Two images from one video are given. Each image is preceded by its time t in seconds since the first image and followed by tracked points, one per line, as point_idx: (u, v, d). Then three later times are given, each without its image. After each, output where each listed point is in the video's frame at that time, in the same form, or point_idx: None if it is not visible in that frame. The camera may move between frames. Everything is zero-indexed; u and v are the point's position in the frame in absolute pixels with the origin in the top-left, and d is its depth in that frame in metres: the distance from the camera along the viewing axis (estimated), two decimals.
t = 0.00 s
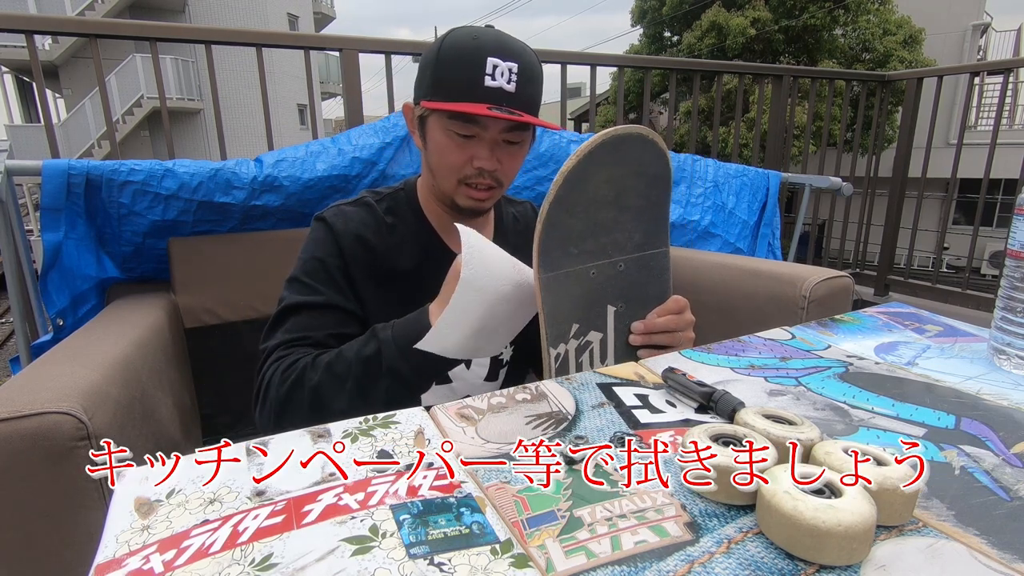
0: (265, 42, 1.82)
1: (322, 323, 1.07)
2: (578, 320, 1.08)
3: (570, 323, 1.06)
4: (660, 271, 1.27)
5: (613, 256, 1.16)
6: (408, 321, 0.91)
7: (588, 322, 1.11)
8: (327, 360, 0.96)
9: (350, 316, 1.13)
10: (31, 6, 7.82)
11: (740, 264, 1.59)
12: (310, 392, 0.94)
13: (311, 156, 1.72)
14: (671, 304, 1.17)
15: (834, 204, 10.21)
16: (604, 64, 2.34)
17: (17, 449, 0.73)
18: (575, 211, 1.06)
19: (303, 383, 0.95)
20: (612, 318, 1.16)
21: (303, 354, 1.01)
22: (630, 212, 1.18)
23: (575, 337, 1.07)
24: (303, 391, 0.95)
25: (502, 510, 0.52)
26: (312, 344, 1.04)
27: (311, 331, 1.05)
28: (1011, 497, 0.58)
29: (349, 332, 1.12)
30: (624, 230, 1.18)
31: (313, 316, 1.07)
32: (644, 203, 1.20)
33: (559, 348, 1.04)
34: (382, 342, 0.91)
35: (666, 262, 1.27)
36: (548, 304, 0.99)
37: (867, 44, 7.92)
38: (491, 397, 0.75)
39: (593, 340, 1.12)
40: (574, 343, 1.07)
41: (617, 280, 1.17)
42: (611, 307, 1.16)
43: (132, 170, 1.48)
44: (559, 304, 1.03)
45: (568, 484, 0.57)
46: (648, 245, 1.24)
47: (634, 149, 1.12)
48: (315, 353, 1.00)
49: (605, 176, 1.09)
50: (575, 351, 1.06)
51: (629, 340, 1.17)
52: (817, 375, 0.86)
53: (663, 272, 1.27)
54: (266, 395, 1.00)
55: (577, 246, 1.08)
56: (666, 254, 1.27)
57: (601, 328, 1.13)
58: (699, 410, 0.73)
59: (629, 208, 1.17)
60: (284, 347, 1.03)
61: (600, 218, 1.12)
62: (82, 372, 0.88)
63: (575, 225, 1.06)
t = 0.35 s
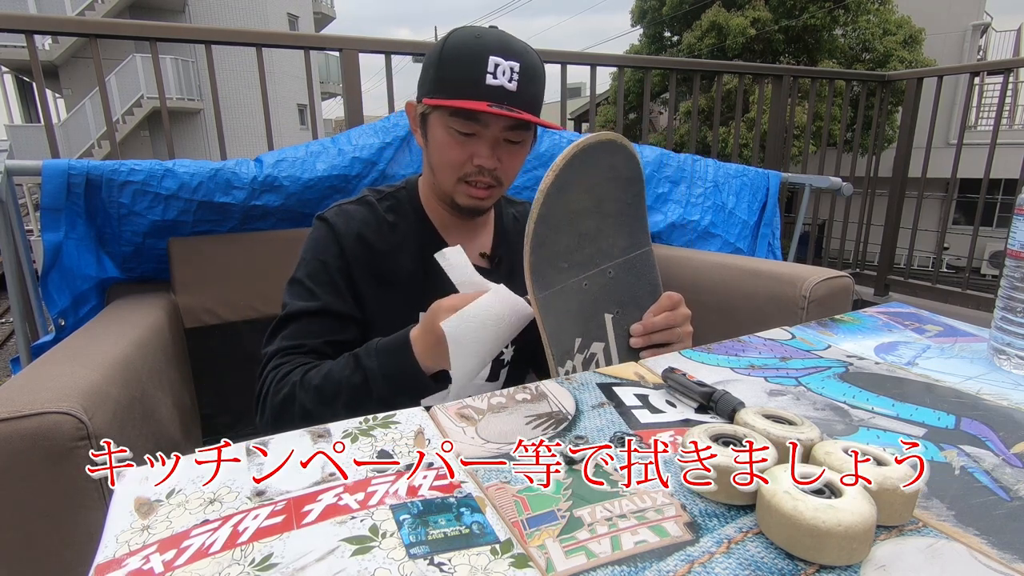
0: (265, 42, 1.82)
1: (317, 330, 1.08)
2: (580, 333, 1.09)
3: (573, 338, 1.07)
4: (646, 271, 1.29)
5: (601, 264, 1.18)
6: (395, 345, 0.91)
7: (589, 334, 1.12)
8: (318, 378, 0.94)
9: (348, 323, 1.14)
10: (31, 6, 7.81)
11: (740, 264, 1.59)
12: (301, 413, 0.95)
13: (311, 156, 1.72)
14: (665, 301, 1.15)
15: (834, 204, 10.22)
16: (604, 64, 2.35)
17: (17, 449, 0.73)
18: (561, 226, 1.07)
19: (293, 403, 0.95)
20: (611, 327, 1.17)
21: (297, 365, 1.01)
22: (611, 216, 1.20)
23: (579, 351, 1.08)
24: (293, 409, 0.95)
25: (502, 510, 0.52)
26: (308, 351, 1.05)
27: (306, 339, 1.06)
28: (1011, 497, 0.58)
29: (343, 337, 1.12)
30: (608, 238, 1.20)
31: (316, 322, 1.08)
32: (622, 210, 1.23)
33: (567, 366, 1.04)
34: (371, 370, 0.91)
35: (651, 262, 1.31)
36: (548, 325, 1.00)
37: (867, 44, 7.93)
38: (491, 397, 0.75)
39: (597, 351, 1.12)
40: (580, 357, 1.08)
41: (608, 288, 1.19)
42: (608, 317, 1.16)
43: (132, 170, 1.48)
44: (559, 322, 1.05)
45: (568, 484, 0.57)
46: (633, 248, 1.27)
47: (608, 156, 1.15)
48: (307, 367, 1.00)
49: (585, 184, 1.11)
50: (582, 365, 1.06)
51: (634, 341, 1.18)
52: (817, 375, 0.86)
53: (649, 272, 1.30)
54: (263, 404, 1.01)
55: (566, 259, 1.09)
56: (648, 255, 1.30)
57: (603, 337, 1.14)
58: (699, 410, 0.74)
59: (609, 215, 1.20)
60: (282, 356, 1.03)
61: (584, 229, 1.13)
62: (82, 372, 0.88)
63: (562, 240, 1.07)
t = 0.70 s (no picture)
0: (264, 42, 1.82)
1: (336, 353, 1.13)
2: (598, 324, 1.09)
3: (591, 328, 1.07)
4: (662, 266, 1.29)
5: (623, 257, 1.17)
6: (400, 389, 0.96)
7: (606, 325, 1.11)
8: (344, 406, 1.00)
9: (360, 338, 1.19)
10: (31, 6, 7.81)
11: (740, 264, 1.59)
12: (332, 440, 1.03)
13: (310, 156, 1.72)
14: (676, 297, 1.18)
15: (834, 204, 10.22)
16: (604, 64, 2.34)
17: (17, 449, 0.73)
18: (592, 214, 1.07)
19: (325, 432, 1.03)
20: (626, 319, 1.16)
21: (322, 391, 1.07)
22: (635, 210, 1.19)
23: (597, 341, 1.08)
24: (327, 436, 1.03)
25: (502, 510, 0.52)
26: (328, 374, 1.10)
27: (325, 363, 1.11)
28: (1011, 497, 0.58)
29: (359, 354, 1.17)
30: (631, 230, 1.19)
31: (328, 343, 1.13)
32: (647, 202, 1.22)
33: (584, 355, 1.04)
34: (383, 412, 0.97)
35: (668, 257, 1.31)
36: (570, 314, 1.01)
37: (867, 44, 7.94)
38: (491, 398, 0.75)
39: (612, 342, 1.12)
40: (596, 348, 1.08)
41: (628, 280, 1.19)
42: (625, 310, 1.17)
43: (132, 170, 1.48)
44: (579, 312, 1.04)
45: (569, 484, 0.57)
46: (651, 242, 1.26)
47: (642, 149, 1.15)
48: (331, 393, 1.06)
49: (614, 176, 1.10)
50: (598, 355, 1.07)
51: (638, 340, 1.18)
52: (817, 375, 0.86)
53: (665, 268, 1.30)
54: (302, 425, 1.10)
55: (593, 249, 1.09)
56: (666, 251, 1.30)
57: (618, 330, 1.13)
58: (699, 410, 0.74)
59: (635, 208, 1.19)
60: (309, 383, 1.09)
61: (611, 220, 1.13)
62: (82, 372, 0.88)
63: (591, 230, 1.07)
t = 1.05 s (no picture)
0: (264, 42, 1.82)
1: (339, 354, 1.14)
2: (611, 301, 1.10)
3: (605, 304, 1.08)
4: (679, 259, 1.28)
5: (644, 239, 1.18)
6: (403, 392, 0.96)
7: (619, 303, 1.12)
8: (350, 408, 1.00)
9: (363, 339, 1.19)
10: (31, 6, 7.80)
11: (740, 264, 1.59)
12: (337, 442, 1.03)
13: (311, 156, 1.72)
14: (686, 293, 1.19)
15: (834, 204, 10.23)
16: (604, 64, 2.35)
17: (17, 449, 0.73)
18: (625, 186, 1.09)
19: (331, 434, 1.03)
20: (638, 303, 1.17)
21: (325, 393, 1.07)
22: (663, 194, 1.20)
23: (608, 317, 1.09)
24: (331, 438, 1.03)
25: (502, 510, 0.52)
26: (331, 376, 1.10)
27: (330, 364, 1.12)
28: (1011, 497, 0.58)
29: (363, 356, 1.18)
30: (656, 215, 1.20)
31: (332, 344, 1.13)
32: (678, 189, 1.23)
33: (596, 327, 1.06)
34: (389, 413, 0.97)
35: (686, 251, 1.30)
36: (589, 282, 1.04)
37: (867, 44, 7.94)
38: (491, 397, 0.75)
39: (621, 322, 1.13)
40: (607, 324, 1.09)
41: (645, 266, 1.18)
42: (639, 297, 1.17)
43: (132, 171, 1.48)
44: (595, 284, 1.06)
45: (569, 484, 0.57)
46: (674, 231, 1.26)
47: (679, 133, 1.16)
48: (334, 395, 1.06)
49: (643, 158, 1.11)
50: (608, 331, 1.08)
51: (643, 331, 1.17)
52: (817, 375, 0.86)
53: (682, 261, 1.29)
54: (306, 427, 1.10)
55: (619, 224, 1.11)
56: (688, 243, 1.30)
57: (628, 312, 1.14)
58: (699, 410, 0.74)
59: (664, 192, 1.20)
60: (315, 385, 1.09)
61: (640, 198, 1.14)
62: (82, 372, 0.88)
63: (622, 203, 1.10)
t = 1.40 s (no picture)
0: (264, 42, 1.82)
1: (338, 356, 1.14)
2: (611, 306, 1.10)
3: (605, 309, 1.08)
4: (674, 258, 1.28)
5: (639, 241, 1.18)
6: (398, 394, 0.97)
7: (618, 307, 1.12)
8: (349, 409, 1.00)
9: (361, 341, 1.19)
10: (31, 6, 7.80)
11: (740, 264, 1.59)
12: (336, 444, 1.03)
13: (310, 156, 1.72)
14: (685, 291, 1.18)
15: (834, 204, 10.23)
16: (605, 64, 2.34)
17: (17, 449, 0.74)
18: (614, 193, 1.10)
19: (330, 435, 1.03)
20: (637, 305, 1.16)
21: (324, 395, 1.07)
22: (654, 197, 1.21)
23: (609, 322, 1.09)
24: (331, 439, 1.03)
25: (502, 510, 0.52)
26: (330, 378, 1.10)
27: (329, 366, 1.12)
28: (1011, 497, 0.58)
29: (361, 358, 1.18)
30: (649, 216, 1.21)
31: (331, 346, 1.14)
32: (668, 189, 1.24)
33: (598, 334, 1.05)
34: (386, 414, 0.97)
35: (679, 248, 1.30)
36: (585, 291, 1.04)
37: (867, 44, 7.94)
38: (491, 398, 0.75)
39: (622, 325, 1.12)
40: (608, 328, 1.09)
41: (641, 268, 1.18)
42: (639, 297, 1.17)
43: (132, 171, 1.48)
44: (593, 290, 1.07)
45: (569, 484, 0.57)
46: (667, 231, 1.27)
47: (665, 136, 1.17)
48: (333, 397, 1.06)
49: (632, 163, 1.12)
50: (610, 336, 1.07)
51: (643, 332, 1.17)
52: (817, 375, 0.86)
53: (676, 258, 1.29)
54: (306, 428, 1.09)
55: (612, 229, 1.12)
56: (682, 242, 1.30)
57: (628, 314, 1.13)
58: (699, 410, 0.74)
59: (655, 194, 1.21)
60: (314, 387, 1.09)
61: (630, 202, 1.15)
62: (82, 372, 0.88)
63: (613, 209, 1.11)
